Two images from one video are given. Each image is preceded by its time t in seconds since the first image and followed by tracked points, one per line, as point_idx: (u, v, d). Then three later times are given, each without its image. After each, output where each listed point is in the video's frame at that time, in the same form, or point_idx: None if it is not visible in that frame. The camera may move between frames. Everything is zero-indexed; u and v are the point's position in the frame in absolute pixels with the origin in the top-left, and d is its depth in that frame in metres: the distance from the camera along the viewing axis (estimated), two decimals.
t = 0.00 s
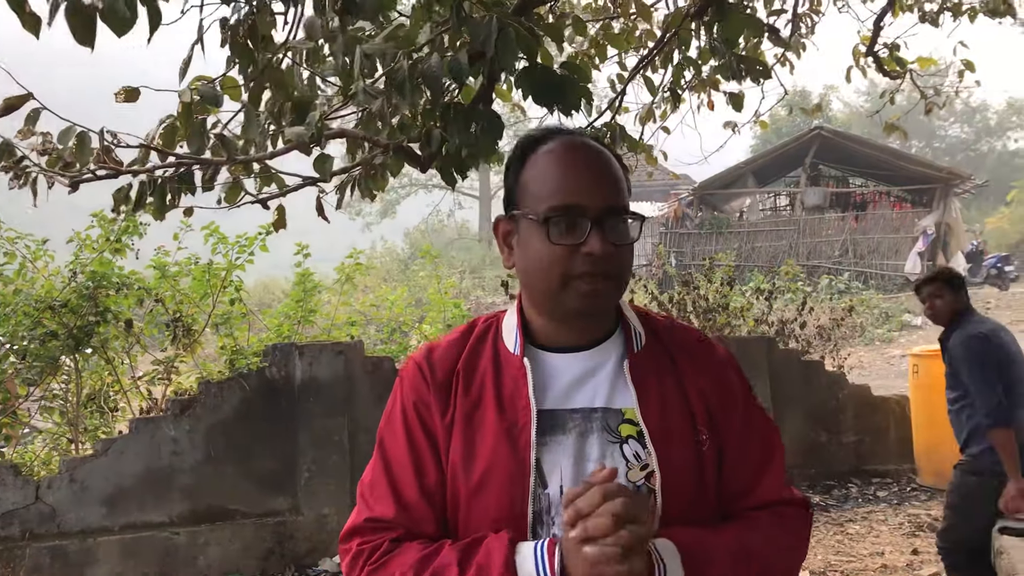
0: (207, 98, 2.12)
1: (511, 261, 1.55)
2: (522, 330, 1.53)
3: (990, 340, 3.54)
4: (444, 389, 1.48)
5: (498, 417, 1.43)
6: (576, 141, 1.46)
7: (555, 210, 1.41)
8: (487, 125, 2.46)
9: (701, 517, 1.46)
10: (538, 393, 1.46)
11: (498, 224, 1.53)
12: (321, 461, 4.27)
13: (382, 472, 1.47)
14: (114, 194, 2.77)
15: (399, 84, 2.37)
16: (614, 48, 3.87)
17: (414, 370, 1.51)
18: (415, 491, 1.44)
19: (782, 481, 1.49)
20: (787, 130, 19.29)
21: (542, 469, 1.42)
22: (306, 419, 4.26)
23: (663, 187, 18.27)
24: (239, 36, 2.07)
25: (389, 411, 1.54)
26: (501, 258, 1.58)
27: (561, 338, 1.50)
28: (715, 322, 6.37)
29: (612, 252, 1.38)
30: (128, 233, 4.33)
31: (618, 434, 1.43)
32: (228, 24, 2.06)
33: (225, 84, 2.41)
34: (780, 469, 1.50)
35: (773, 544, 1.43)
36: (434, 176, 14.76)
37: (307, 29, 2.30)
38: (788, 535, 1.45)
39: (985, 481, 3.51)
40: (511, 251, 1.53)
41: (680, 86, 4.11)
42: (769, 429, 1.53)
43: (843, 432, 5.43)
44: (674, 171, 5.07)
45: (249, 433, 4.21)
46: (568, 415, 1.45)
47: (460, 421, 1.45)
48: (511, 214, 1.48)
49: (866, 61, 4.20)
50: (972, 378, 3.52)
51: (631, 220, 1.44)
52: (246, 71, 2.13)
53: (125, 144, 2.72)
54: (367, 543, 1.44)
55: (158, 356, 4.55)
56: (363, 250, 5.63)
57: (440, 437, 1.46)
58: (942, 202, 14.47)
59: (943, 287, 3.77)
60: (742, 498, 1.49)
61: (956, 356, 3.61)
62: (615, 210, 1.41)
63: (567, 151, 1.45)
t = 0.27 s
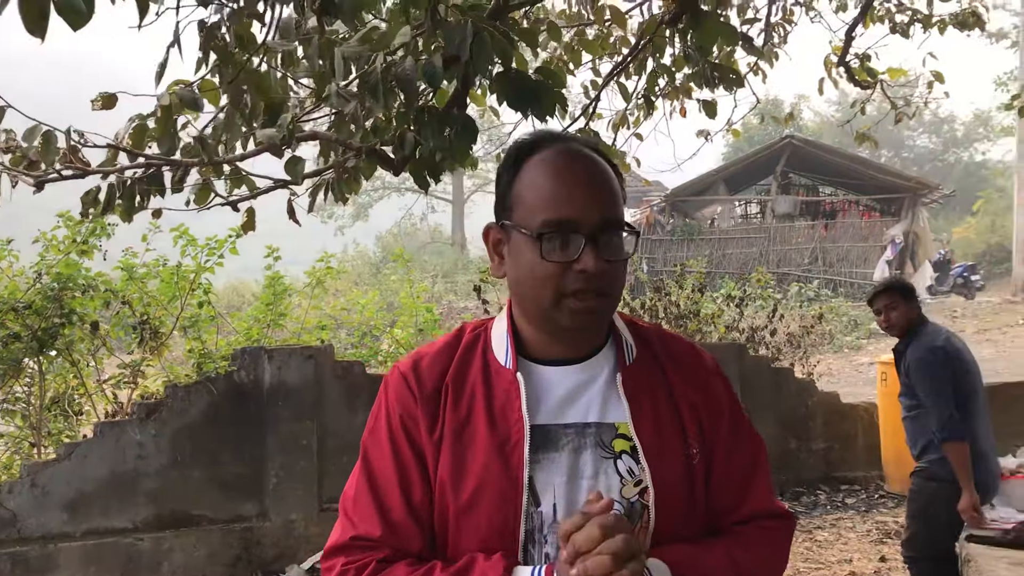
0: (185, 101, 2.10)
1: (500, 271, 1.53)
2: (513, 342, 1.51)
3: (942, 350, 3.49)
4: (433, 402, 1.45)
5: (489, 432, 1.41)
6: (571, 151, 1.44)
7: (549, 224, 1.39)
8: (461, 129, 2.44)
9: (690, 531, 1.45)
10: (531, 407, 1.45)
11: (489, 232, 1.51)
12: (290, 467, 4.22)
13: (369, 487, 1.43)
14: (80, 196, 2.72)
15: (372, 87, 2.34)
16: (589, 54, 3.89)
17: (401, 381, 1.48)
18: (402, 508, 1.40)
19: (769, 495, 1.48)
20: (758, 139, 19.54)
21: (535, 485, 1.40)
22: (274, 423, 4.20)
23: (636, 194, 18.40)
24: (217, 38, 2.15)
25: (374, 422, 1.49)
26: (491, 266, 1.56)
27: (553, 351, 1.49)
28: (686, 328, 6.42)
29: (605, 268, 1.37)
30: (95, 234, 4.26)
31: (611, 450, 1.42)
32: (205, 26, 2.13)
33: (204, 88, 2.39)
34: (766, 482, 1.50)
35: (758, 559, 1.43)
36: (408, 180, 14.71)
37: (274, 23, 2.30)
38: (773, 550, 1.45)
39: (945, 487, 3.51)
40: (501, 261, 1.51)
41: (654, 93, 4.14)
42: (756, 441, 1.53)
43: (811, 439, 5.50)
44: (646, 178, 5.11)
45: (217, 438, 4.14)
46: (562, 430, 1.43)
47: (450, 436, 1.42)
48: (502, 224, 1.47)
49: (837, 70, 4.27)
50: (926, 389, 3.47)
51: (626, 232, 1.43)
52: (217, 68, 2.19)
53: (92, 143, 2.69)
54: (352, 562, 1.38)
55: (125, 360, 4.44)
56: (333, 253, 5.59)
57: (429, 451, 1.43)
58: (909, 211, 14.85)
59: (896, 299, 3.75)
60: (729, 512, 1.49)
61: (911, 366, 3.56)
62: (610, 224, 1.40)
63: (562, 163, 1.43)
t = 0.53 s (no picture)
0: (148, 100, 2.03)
1: (494, 276, 1.53)
2: (509, 350, 1.51)
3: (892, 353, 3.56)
4: (423, 411, 1.44)
5: (482, 443, 1.40)
6: (564, 153, 1.44)
7: (538, 228, 1.39)
8: (425, 129, 2.44)
9: (686, 547, 1.45)
10: (527, 418, 1.45)
11: (483, 236, 1.52)
12: (248, 472, 4.13)
13: (355, 499, 1.42)
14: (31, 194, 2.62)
15: (336, 87, 2.30)
16: (554, 56, 3.89)
17: (391, 390, 1.47)
18: (389, 520, 1.40)
19: (766, 512, 1.48)
20: (719, 143, 19.82)
21: (530, 500, 1.40)
22: (231, 427, 4.11)
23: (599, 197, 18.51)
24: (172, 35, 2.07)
25: (361, 430, 1.48)
26: (486, 271, 1.57)
27: (548, 359, 1.49)
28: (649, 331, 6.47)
29: (597, 273, 1.37)
30: (48, 233, 4.16)
31: (607, 465, 1.42)
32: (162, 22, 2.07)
33: (164, 87, 2.34)
34: (762, 499, 1.50)
35: None
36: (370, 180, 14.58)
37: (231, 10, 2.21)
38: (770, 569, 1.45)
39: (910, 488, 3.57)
40: (495, 266, 1.52)
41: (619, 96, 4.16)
42: (753, 457, 1.53)
43: (773, 442, 5.58)
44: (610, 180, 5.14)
45: (173, 442, 4.04)
46: (557, 443, 1.43)
47: (441, 447, 1.41)
48: (495, 229, 1.47)
49: (799, 75, 4.33)
50: (879, 396, 3.52)
51: (621, 235, 1.42)
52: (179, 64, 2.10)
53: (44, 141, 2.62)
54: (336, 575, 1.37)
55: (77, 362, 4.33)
56: (294, 254, 5.52)
57: (418, 462, 1.42)
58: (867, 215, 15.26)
59: (838, 310, 3.87)
60: (725, 529, 1.49)
61: (862, 374, 3.61)
62: (603, 227, 1.40)
63: (553, 164, 1.43)
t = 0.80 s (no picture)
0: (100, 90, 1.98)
1: (487, 272, 1.53)
2: (504, 350, 1.50)
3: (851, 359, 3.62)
4: (412, 408, 1.43)
5: (472, 444, 1.39)
6: (555, 143, 1.44)
7: (525, 218, 1.40)
8: (388, 124, 2.41)
9: (682, 557, 1.45)
10: (520, 419, 1.44)
11: (475, 231, 1.52)
12: (208, 472, 4.05)
13: (337, 496, 1.40)
14: None
15: (297, 78, 2.26)
16: (520, 50, 3.88)
17: (379, 385, 1.45)
18: (373, 520, 1.38)
19: (765, 525, 1.48)
20: (683, 141, 20.03)
21: (520, 504, 1.39)
22: (190, 426, 4.03)
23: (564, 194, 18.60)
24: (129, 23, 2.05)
25: (347, 426, 1.47)
26: (480, 268, 1.56)
27: (539, 355, 1.49)
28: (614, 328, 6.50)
29: (584, 262, 1.36)
30: None
31: (601, 470, 1.42)
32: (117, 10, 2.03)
33: (118, 78, 2.27)
34: (763, 514, 1.49)
35: None
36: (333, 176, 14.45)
37: None
38: None
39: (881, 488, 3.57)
40: (488, 261, 1.51)
41: (585, 92, 4.16)
42: (754, 470, 1.52)
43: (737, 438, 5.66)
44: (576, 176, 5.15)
45: (131, 442, 3.95)
46: (550, 446, 1.42)
47: (428, 447, 1.40)
48: (485, 220, 1.48)
49: (763, 73, 4.38)
50: (844, 402, 3.55)
51: (614, 225, 1.42)
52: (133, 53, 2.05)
53: None
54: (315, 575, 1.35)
55: (31, 361, 4.22)
56: (255, 250, 5.43)
57: (404, 459, 1.40)
58: (829, 213, 15.54)
59: (793, 323, 3.95)
60: (724, 542, 1.48)
61: (824, 382, 3.65)
62: (592, 217, 1.40)
63: (541, 154, 1.43)
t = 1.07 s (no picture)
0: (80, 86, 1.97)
1: (482, 270, 1.53)
2: (500, 344, 1.50)
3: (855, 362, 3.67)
4: (409, 400, 1.44)
5: (467, 436, 1.40)
6: (544, 138, 1.45)
7: (518, 212, 1.40)
8: (375, 119, 2.41)
9: (681, 555, 1.45)
10: (514, 413, 1.44)
11: (469, 229, 1.53)
12: (195, 468, 4.04)
13: (333, 487, 1.40)
14: None
15: (282, 74, 2.25)
16: (507, 45, 3.88)
17: (378, 376, 1.46)
18: (369, 509, 1.38)
19: (763, 524, 1.49)
20: (671, 136, 20.08)
21: (514, 498, 1.39)
22: (177, 422, 4.01)
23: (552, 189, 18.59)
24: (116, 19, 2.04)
25: (344, 416, 1.47)
26: (475, 265, 1.57)
27: (536, 350, 1.49)
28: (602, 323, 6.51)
29: (577, 254, 1.37)
30: None
31: (596, 466, 1.42)
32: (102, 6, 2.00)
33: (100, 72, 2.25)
34: (761, 512, 1.51)
35: None
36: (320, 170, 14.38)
37: None
38: None
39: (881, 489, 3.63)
40: (482, 258, 1.52)
41: (572, 87, 4.17)
42: (752, 469, 1.54)
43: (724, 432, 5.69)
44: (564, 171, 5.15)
45: (118, 439, 3.92)
46: (546, 441, 1.42)
47: (425, 437, 1.40)
48: (478, 219, 1.48)
49: (750, 68, 4.40)
50: (853, 407, 3.60)
51: (606, 217, 1.42)
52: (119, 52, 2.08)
53: None
54: (311, 564, 1.36)
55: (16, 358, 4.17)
56: (243, 245, 5.39)
57: (401, 450, 1.41)
58: (816, 208, 15.59)
59: (800, 325, 3.94)
60: (722, 540, 1.50)
61: (832, 387, 3.68)
62: (584, 208, 1.40)
63: (532, 149, 1.44)
